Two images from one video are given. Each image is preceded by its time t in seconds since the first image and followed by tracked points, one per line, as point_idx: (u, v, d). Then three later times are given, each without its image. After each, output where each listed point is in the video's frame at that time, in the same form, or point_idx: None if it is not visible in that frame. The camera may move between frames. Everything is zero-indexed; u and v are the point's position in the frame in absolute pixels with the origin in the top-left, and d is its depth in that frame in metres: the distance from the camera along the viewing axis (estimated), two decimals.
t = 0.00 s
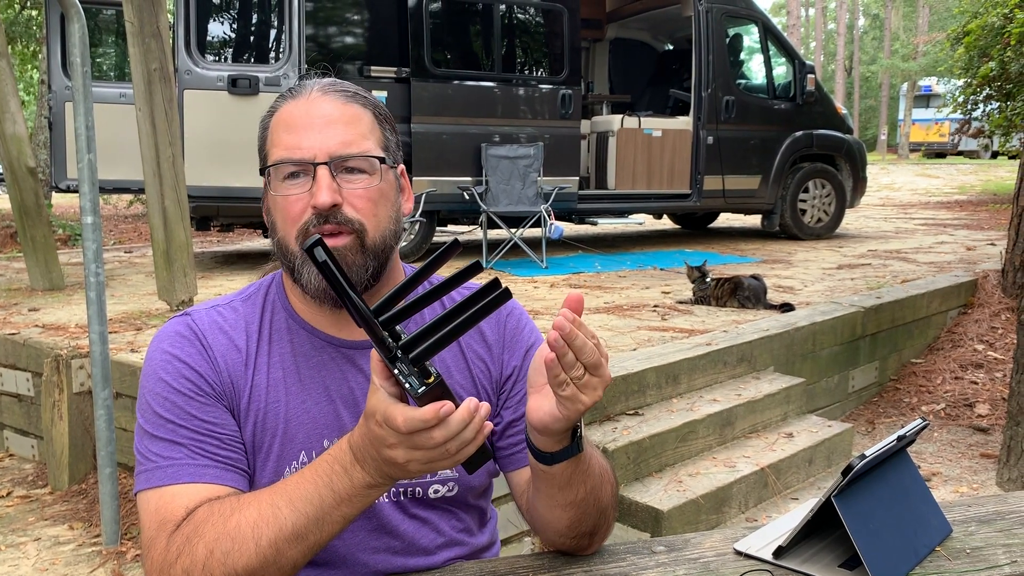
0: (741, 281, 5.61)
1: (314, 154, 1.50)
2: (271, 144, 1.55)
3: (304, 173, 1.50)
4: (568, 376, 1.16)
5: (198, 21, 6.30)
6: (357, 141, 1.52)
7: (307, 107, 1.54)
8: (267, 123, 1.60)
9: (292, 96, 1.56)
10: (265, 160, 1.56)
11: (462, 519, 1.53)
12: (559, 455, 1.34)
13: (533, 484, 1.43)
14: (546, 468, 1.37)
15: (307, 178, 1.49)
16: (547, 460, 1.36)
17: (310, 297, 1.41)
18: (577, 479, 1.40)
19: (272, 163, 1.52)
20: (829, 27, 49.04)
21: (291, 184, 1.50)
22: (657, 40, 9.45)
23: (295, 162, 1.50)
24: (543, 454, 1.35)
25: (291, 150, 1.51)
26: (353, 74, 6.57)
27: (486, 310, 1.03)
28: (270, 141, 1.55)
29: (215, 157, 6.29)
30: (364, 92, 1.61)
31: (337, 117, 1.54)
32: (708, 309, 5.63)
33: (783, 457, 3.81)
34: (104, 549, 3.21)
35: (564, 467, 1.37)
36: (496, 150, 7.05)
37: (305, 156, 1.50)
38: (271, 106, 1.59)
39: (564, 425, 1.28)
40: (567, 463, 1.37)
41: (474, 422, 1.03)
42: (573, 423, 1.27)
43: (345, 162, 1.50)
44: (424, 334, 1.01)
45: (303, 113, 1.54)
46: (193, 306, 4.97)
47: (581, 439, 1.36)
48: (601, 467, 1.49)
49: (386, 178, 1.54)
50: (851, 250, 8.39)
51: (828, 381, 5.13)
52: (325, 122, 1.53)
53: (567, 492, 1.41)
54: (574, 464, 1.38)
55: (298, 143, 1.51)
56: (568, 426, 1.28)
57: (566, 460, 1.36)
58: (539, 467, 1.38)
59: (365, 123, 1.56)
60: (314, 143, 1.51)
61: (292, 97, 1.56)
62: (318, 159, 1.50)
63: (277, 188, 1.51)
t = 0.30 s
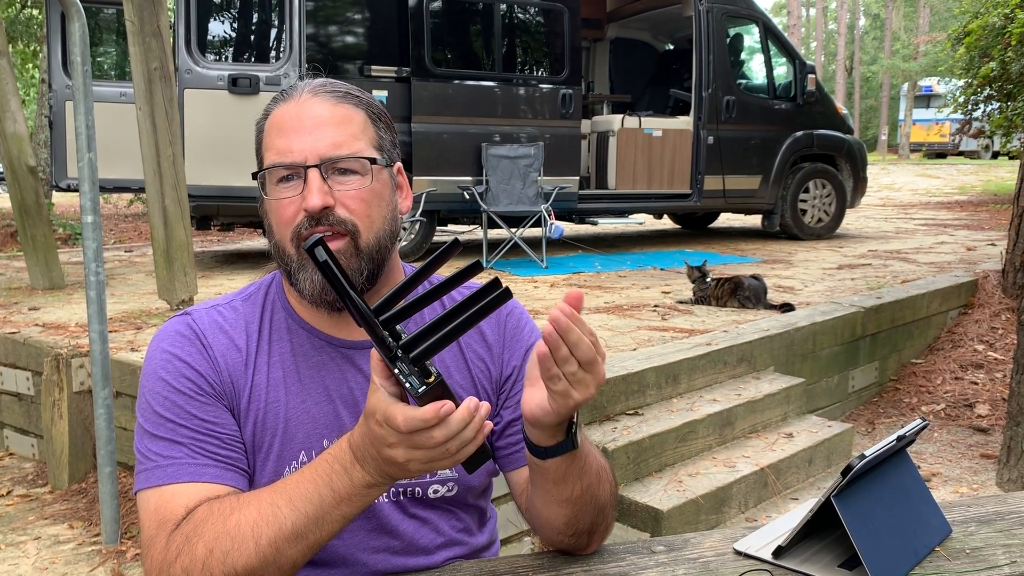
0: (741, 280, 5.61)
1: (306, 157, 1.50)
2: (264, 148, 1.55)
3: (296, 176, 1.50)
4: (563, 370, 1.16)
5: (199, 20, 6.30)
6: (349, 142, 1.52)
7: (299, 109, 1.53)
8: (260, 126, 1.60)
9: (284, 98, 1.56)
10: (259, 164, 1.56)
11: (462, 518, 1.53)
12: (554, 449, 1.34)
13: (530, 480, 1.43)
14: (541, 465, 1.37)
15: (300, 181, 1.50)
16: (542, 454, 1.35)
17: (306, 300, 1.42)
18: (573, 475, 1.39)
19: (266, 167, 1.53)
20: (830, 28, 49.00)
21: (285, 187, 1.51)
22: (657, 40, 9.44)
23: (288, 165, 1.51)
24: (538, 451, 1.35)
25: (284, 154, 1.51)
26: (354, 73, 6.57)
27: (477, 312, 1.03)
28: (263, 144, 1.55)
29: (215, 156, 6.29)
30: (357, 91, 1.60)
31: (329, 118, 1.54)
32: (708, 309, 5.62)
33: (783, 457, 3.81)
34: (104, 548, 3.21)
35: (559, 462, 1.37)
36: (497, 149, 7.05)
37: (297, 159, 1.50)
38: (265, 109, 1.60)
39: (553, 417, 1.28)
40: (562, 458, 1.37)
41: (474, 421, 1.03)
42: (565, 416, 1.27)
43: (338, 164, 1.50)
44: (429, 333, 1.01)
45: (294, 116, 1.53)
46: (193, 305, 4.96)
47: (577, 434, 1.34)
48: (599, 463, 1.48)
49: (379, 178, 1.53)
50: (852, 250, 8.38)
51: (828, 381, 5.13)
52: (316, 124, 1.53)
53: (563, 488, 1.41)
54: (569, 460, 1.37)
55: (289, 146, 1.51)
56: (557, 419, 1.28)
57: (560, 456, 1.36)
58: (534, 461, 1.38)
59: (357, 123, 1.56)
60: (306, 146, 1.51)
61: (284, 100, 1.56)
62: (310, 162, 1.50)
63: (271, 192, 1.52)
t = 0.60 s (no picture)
0: (743, 280, 5.61)
1: (314, 151, 1.51)
2: (270, 143, 1.55)
3: (304, 169, 1.50)
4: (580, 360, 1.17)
5: (201, 20, 6.31)
6: (356, 137, 1.53)
7: (306, 105, 1.54)
8: (265, 123, 1.60)
9: (291, 95, 1.56)
10: (264, 159, 1.56)
11: (462, 518, 1.53)
12: (553, 444, 1.33)
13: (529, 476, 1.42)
14: (541, 461, 1.37)
15: (307, 174, 1.49)
16: (541, 449, 1.34)
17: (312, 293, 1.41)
18: (573, 471, 1.39)
19: (272, 162, 1.52)
20: (832, 28, 48.94)
21: (292, 181, 1.50)
22: (659, 39, 9.44)
23: (296, 158, 1.50)
24: (537, 447, 1.34)
25: (291, 148, 1.51)
26: (356, 72, 6.58)
27: (488, 306, 1.03)
28: (269, 139, 1.55)
29: (217, 155, 6.29)
30: (362, 90, 1.61)
31: (336, 114, 1.55)
32: (710, 308, 5.62)
33: (784, 456, 3.81)
34: (106, 546, 3.22)
35: (559, 458, 1.36)
36: (499, 149, 7.05)
37: (305, 153, 1.50)
38: (270, 105, 1.60)
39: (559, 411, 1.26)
40: (561, 453, 1.36)
41: (475, 423, 1.03)
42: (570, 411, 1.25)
43: (344, 157, 1.51)
44: (430, 336, 1.00)
45: (302, 111, 1.54)
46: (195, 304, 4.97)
47: (576, 428, 1.34)
48: (598, 459, 1.48)
49: (386, 173, 1.54)
50: (854, 250, 8.37)
51: (830, 381, 5.13)
52: (324, 119, 1.53)
53: (562, 484, 1.40)
54: (568, 455, 1.37)
55: (297, 140, 1.51)
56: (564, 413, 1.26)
57: (560, 452, 1.35)
58: (534, 456, 1.37)
59: (364, 119, 1.57)
60: (314, 140, 1.51)
61: (290, 96, 1.56)
62: (318, 156, 1.50)
63: (278, 185, 1.51)
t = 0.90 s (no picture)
0: (744, 280, 5.60)
1: (315, 150, 1.51)
2: (268, 146, 1.54)
3: (307, 169, 1.50)
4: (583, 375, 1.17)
5: (203, 20, 6.31)
6: (356, 133, 1.53)
7: (302, 105, 1.54)
8: (260, 127, 1.59)
9: (285, 96, 1.56)
10: (263, 163, 1.55)
11: (463, 518, 1.53)
12: (561, 450, 1.33)
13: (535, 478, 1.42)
14: (548, 463, 1.37)
15: (309, 174, 1.49)
16: (549, 453, 1.34)
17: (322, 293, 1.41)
18: (580, 473, 1.39)
19: (273, 164, 1.51)
20: (834, 27, 48.86)
21: (296, 181, 1.50)
22: (660, 38, 9.43)
23: (297, 159, 1.50)
24: (544, 449, 1.34)
25: (292, 148, 1.51)
26: (357, 72, 6.60)
27: (501, 297, 1.03)
28: (266, 142, 1.54)
29: (218, 155, 6.29)
30: (354, 88, 1.62)
31: (333, 112, 1.55)
32: (711, 308, 5.62)
33: (786, 456, 3.80)
34: (108, 546, 3.22)
35: (565, 461, 1.37)
36: (500, 148, 7.05)
37: (307, 153, 1.50)
38: (263, 109, 1.59)
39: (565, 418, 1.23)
40: (568, 457, 1.36)
41: (477, 425, 1.03)
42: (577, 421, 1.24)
43: (345, 155, 1.51)
44: (432, 333, 1.00)
45: (298, 112, 1.54)
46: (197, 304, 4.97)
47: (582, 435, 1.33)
48: (603, 462, 1.48)
49: (386, 167, 1.54)
50: (855, 249, 8.37)
51: (832, 380, 5.13)
52: (321, 118, 1.53)
53: (569, 486, 1.41)
54: (574, 460, 1.37)
55: (298, 140, 1.51)
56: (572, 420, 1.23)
57: (567, 456, 1.35)
58: (541, 459, 1.37)
59: (360, 116, 1.57)
60: (315, 139, 1.51)
61: (284, 98, 1.56)
62: (319, 155, 1.50)
63: (281, 187, 1.50)
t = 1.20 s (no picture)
0: (745, 279, 5.60)
1: (318, 152, 1.50)
2: (271, 147, 1.54)
3: (309, 171, 1.50)
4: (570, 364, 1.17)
5: (203, 20, 6.31)
6: (358, 135, 1.53)
7: (304, 106, 1.54)
8: (261, 126, 1.59)
9: (287, 96, 1.55)
10: (265, 163, 1.55)
11: (463, 518, 1.53)
12: (559, 449, 1.33)
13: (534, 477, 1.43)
14: (547, 463, 1.37)
15: (311, 176, 1.49)
16: (547, 452, 1.34)
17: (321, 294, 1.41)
18: (578, 473, 1.39)
19: (276, 166, 1.51)
20: (835, 25, 48.84)
21: (298, 183, 1.50)
22: (661, 37, 9.43)
23: (299, 160, 1.50)
24: (542, 450, 1.34)
25: (294, 150, 1.51)
26: (358, 72, 6.61)
27: (501, 297, 1.03)
28: (269, 143, 1.54)
29: (219, 155, 6.29)
30: (356, 89, 1.62)
31: (335, 113, 1.54)
32: (712, 307, 5.62)
33: (787, 455, 3.80)
34: (109, 546, 3.23)
35: (566, 460, 1.36)
36: (501, 148, 7.05)
37: (310, 155, 1.50)
38: (265, 109, 1.59)
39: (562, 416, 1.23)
40: (566, 457, 1.36)
41: (476, 423, 1.03)
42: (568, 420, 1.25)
43: (346, 157, 1.51)
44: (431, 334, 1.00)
45: (300, 112, 1.53)
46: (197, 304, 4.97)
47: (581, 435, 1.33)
48: (602, 461, 1.47)
49: (388, 169, 1.54)
50: (856, 248, 8.36)
51: (833, 379, 5.12)
52: (323, 119, 1.53)
53: (568, 486, 1.41)
54: (573, 459, 1.37)
55: (300, 142, 1.51)
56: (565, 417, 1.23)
57: (565, 456, 1.35)
58: (540, 458, 1.37)
59: (362, 117, 1.57)
60: (317, 141, 1.51)
61: (286, 98, 1.55)
62: (321, 157, 1.50)
63: (283, 189, 1.50)
